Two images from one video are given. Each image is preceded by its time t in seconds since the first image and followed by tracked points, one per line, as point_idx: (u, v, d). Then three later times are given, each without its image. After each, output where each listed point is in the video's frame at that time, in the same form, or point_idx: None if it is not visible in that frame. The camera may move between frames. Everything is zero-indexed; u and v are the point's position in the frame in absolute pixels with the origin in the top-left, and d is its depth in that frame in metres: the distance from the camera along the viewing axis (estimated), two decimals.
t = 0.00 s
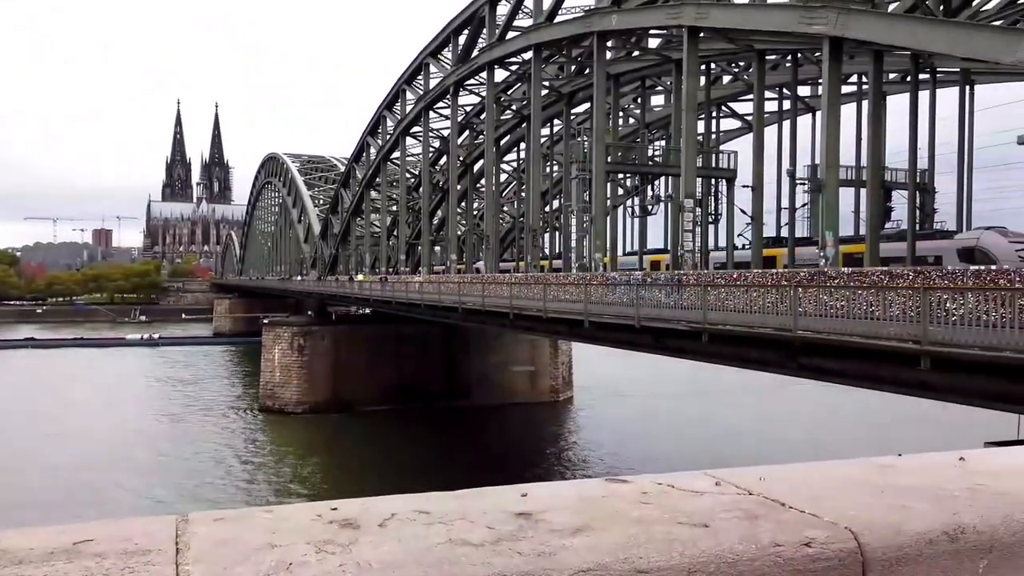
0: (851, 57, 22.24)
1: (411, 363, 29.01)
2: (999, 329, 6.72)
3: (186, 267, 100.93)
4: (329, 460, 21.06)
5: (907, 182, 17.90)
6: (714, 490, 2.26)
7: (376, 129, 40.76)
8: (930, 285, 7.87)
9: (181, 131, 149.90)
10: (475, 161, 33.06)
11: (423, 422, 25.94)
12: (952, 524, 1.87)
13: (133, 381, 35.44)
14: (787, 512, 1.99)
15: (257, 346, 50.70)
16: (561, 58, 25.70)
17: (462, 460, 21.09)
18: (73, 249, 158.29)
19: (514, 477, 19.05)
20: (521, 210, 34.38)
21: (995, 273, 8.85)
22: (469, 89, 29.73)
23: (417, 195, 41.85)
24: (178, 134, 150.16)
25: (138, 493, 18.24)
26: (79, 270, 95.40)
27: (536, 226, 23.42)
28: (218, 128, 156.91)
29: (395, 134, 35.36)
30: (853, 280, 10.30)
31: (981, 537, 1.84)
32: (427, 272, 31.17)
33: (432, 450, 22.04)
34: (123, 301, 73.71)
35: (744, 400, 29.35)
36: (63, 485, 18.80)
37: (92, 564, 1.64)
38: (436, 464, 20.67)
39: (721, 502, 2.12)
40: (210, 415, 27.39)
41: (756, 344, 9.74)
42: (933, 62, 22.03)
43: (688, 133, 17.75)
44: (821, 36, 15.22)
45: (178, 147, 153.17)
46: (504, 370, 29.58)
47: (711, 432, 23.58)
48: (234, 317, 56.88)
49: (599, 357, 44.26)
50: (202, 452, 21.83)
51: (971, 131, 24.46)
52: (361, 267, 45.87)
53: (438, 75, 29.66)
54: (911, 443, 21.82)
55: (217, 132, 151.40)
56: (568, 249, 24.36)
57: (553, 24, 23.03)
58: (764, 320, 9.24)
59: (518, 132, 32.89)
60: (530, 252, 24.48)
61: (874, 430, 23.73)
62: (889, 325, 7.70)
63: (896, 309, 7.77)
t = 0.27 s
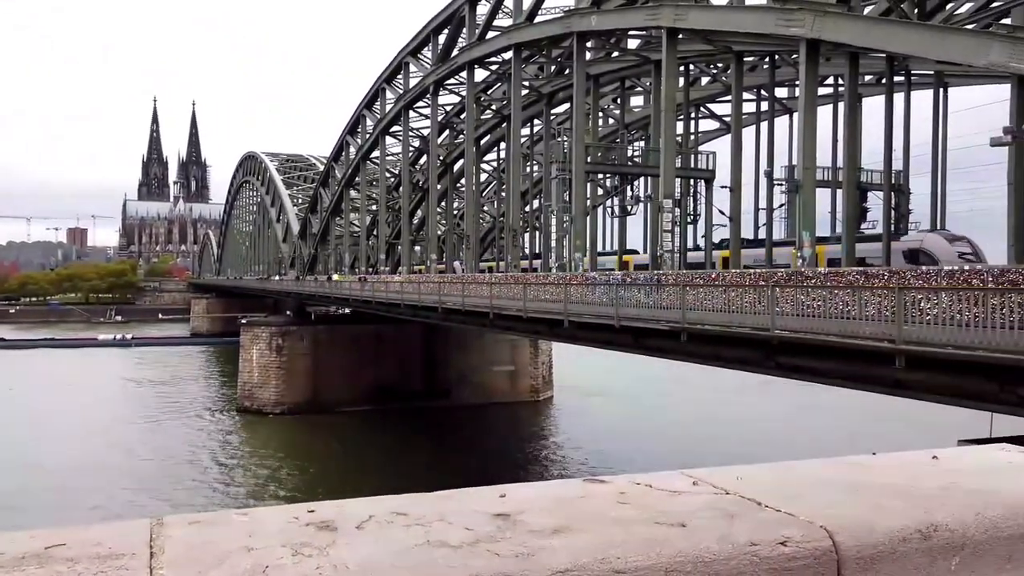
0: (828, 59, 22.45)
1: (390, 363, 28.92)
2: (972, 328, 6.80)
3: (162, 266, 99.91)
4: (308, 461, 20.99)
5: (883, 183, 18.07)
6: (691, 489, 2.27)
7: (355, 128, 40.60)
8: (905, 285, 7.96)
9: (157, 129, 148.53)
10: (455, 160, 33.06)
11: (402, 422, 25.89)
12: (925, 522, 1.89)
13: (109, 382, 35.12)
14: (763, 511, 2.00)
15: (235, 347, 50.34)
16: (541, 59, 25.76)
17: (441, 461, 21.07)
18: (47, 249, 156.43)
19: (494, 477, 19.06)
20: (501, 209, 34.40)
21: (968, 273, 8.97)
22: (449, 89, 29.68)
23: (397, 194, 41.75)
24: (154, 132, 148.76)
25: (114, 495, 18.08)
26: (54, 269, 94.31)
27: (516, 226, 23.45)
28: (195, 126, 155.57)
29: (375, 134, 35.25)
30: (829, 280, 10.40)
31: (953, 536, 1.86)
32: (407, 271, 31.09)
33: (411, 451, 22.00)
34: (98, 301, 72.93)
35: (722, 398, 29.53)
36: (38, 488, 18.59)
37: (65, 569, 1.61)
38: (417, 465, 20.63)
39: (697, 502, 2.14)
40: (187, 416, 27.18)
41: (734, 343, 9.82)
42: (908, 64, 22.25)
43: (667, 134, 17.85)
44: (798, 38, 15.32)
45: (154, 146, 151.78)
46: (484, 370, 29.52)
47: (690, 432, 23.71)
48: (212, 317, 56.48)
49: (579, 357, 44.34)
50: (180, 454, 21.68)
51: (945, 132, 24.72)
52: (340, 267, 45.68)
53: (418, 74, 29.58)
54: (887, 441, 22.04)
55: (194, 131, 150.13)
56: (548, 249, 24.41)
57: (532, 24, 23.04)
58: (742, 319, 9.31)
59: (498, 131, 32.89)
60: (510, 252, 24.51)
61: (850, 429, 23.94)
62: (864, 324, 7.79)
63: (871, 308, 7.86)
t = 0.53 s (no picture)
0: (813, 60, 22.57)
1: (377, 363, 28.84)
2: (956, 328, 6.86)
3: (145, 265, 99.21)
4: (294, 461, 20.92)
5: (867, 184, 18.18)
6: (677, 488, 2.28)
7: (341, 127, 40.49)
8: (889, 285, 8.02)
9: (140, 127, 147.50)
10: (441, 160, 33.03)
11: (388, 422, 25.84)
12: (909, 521, 1.90)
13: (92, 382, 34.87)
14: (748, 511, 2.01)
15: (219, 347, 50.06)
16: (527, 58, 25.79)
17: (427, 461, 21.04)
18: (28, 248, 154.98)
19: (480, 478, 19.04)
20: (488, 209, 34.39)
21: (952, 273, 9.04)
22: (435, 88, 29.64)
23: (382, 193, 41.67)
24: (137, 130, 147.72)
25: (98, 496, 17.96)
26: (36, 269, 93.55)
27: (502, 225, 23.45)
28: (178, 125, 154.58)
29: (361, 133, 35.16)
30: (814, 280, 10.47)
31: (935, 534, 1.88)
32: (393, 271, 31.04)
33: (398, 451, 21.95)
34: (80, 301, 72.34)
35: (708, 398, 29.64)
36: (21, 490, 18.43)
37: (48, 571, 1.60)
38: (403, 466, 20.59)
39: (683, 501, 2.14)
40: (172, 416, 27.02)
41: (720, 343, 9.85)
42: (892, 65, 22.39)
43: (654, 134, 17.90)
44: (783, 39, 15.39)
45: (138, 144, 150.74)
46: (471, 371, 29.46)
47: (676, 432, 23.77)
48: (196, 316, 56.17)
49: (565, 357, 44.39)
50: (165, 455, 21.55)
51: (928, 132, 24.89)
52: (326, 266, 45.54)
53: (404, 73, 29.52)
54: (871, 440, 22.17)
55: (177, 130, 149.19)
56: (534, 249, 24.42)
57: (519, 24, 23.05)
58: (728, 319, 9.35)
59: (485, 131, 32.88)
60: (497, 252, 24.52)
61: (836, 429, 24.05)
62: (849, 324, 7.85)
63: (856, 308, 7.91)
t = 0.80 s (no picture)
0: (797, 62, 22.68)
1: (363, 364, 28.74)
2: (939, 328, 6.89)
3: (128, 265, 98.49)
4: (279, 462, 20.81)
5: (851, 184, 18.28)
6: (660, 487, 2.26)
7: (327, 126, 40.35)
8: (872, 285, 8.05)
9: (124, 127, 146.51)
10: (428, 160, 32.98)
11: (374, 422, 25.77)
12: (890, 519, 1.89)
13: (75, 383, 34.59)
14: (731, 510, 1.99)
15: (203, 348, 49.75)
16: (514, 58, 25.78)
17: (413, 462, 20.97)
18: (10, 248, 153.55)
19: (466, 478, 18.98)
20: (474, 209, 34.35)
21: (934, 273, 9.08)
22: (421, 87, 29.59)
23: (368, 193, 41.56)
24: (120, 130, 146.70)
25: (81, 498, 17.81)
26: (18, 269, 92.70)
27: (488, 225, 23.42)
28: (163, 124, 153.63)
29: (347, 132, 35.05)
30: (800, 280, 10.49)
31: (916, 531, 1.87)
32: (379, 271, 30.95)
33: (383, 452, 21.88)
34: (62, 301, 71.75)
35: (694, 398, 29.72)
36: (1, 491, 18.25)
37: (21, 574, 1.55)
38: (389, 467, 20.51)
39: (665, 500, 2.12)
40: (155, 417, 26.84)
41: (706, 343, 9.87)
42: (876, 67, 22.49)
43: (639, 134, 17.92)
44: (768, 40, 15.44)
45: (121, 144, 149.74)
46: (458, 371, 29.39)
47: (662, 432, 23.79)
48: (180, 317, 55.81)
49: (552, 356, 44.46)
50: (148, 456, 21.40)
51: (911, 133, 25.06)
52: (311, 267, 45.36)
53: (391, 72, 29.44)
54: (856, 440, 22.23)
55: (161, 129, 148.27)
56: (520, 249, 24.40)
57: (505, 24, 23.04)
58: (713, 320, 9.36)
59: (471, 131, 32.85)
60: (483, 251, 24.48)
61: (821, 429, 24.12)
62: (833, 323, 7.87)
63: (840, 308, 7.93)
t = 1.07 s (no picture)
0: (783, 62, 22.78)
1: (351, 364, 28.69)
2: (922, 327, 6.94)
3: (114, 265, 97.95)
4: (266, 463, 20.77)
5: (836, 185, 18.38)
6: (641, 486, 2.27)
7: (314, 126, 40.26)
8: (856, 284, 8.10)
9: (110, 126, 145.69)
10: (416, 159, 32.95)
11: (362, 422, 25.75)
12: (866, 517, 1.91)
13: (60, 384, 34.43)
14: (710, 507, 2.01)
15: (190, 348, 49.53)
16: (502, 58, 25.79)
17: (401, 462, 20.96)
18: None
19: (454, 477, 18.97)
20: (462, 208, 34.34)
21: (918, 272, 9.15)
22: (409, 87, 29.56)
23: (356, 193, 41.49)
24: (106, 129, 145.85)
25: (68, 500, 17.72)
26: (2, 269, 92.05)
27: (476, 224, 23.41)
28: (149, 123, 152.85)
29: (335, 132, 34.98)
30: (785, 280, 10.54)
31: (893, 528, 1.89)
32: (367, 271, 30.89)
33: (371, 452, 21.86)
34: (48, 301, 71.29)
35: (681, 397, 29.80)
36: None
37: None
38: (376, 467, 20.50)
39: (645, 499, 2.14)
40: (142, 418, 26.73)
41: (692, 342, 9.91)
42: (861, 68, 22.59)
43: (626, 134, 17.97)
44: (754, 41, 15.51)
45: (107, 143, 148.87)
46: (446, 371, 29.36)
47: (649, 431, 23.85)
48: (166, 317, 55.57)
49: (540, 356, 44.51)
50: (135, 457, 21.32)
51: (896, 134, 25.20)
52: (299, 267, 45.26)
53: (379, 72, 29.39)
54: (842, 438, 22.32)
55: (148, 128, 147.49)
56: (508, 248, 24.41)
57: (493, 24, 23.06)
58: (699, 319, 9.41)
59: (459, 131, 32.85)
60: (471, 251, 24.49)
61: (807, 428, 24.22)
62: (818, 322, 7.92)
63: (825, 308, 7.98)
